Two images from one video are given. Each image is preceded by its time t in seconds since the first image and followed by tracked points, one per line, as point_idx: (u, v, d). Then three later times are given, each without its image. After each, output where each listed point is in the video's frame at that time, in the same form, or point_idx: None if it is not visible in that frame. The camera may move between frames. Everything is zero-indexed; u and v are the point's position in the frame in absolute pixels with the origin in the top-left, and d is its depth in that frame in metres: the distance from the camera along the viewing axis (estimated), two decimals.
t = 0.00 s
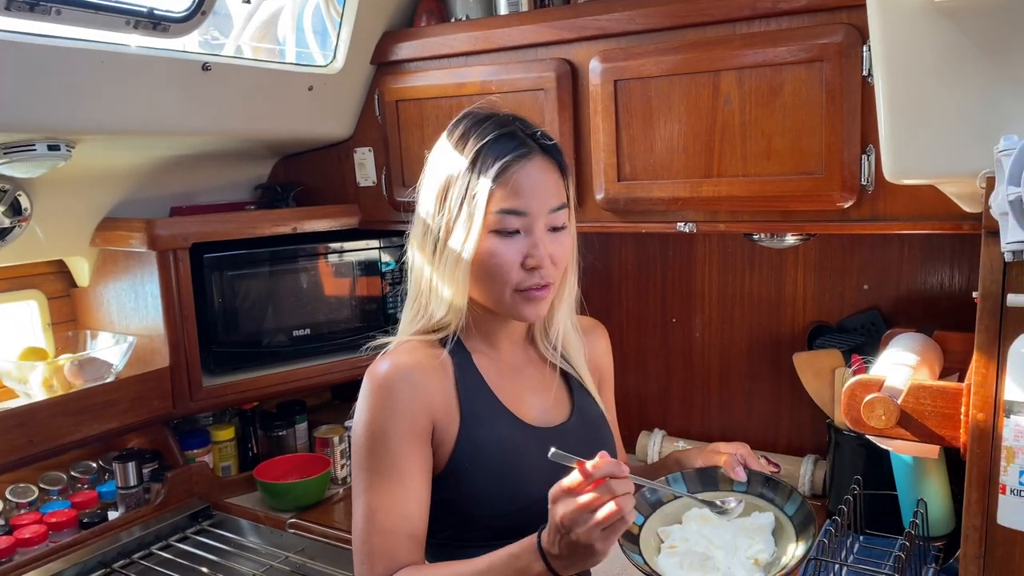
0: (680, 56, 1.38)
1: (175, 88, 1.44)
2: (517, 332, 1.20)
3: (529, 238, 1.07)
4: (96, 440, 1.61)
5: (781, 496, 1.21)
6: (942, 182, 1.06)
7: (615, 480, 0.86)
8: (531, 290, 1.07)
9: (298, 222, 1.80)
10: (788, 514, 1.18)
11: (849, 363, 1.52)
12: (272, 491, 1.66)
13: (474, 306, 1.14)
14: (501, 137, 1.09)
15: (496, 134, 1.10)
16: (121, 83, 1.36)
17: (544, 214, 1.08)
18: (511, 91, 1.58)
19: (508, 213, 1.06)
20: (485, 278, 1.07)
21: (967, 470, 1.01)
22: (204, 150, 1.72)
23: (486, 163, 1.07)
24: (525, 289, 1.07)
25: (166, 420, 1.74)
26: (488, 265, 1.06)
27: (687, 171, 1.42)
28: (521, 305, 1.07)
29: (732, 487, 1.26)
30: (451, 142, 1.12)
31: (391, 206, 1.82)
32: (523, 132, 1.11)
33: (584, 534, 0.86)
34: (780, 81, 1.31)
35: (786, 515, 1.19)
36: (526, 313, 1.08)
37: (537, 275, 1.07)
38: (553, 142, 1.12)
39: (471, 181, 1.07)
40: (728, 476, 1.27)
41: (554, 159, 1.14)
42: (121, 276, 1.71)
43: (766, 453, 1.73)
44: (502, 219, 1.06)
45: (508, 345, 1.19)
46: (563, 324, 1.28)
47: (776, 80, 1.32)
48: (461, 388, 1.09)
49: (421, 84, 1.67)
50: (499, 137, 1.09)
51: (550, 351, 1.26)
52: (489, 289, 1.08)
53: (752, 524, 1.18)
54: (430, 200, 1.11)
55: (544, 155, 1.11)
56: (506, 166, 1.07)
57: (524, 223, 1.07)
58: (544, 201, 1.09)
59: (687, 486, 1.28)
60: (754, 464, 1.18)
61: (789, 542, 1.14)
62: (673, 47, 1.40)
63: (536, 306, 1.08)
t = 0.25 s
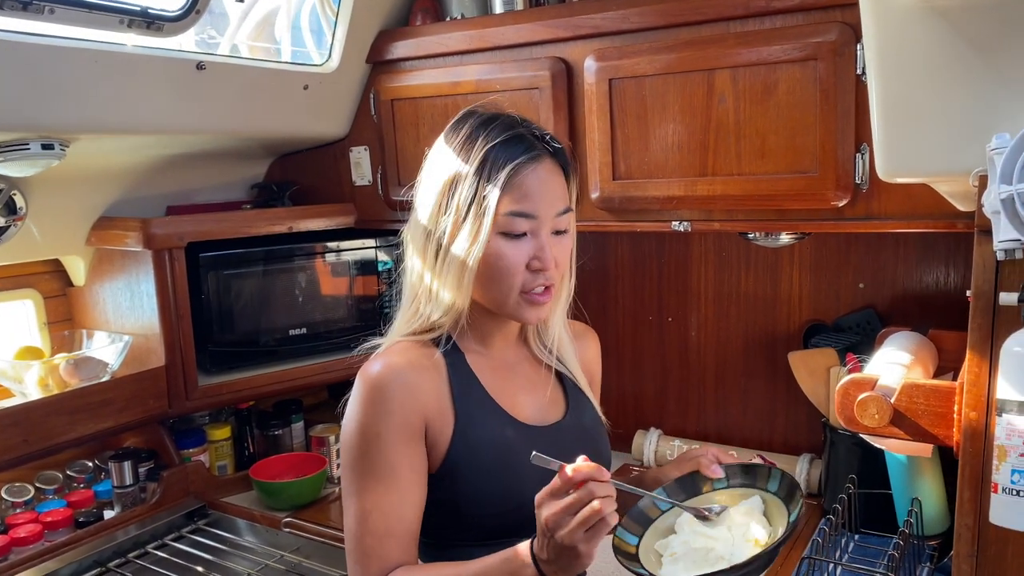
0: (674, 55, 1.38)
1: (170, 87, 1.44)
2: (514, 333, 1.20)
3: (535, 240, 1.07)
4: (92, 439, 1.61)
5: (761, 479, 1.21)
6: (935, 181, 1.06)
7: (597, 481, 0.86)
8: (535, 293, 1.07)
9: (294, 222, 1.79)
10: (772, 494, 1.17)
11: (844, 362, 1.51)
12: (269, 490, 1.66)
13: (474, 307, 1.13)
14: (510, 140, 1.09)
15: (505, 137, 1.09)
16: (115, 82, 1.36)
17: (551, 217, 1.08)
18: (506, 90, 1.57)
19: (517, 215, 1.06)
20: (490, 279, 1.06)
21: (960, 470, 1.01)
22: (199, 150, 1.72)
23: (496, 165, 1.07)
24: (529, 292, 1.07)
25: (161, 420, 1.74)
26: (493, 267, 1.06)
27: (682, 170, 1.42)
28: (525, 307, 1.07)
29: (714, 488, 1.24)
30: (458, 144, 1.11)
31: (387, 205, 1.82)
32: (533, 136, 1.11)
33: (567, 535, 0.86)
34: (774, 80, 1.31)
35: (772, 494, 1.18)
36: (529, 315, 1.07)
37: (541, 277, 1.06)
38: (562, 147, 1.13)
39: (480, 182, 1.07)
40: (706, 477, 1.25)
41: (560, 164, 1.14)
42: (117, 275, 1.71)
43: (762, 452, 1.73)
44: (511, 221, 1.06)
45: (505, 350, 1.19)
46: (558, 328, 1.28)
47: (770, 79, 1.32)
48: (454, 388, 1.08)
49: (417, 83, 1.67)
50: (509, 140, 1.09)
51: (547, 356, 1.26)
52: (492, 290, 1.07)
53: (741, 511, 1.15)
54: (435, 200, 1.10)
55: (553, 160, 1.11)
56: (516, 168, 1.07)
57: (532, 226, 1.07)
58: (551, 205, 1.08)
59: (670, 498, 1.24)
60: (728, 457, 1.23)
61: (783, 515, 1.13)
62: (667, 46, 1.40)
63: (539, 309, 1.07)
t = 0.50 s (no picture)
0: (671, 56, 1.39)
1: (169, 88, 1.45)
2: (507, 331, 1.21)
3: (531, 242, 1.08)
4: (91, 439, 1.62)
5: (756, 494, 1.28)
6: (931, 183, 1.07)
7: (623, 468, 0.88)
8: (529, 294, 1.09)
9: (292, 223, 1.80)
10: (766, 510, 1.25)
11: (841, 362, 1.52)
12: (268, 490, 1.66)
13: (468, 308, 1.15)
14: (509, 140, 1.10)
15: (504, 137, 1.10)
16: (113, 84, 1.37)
17: (546, 218, 1.10)
18: (504, 91, 1.58)
19: (515, 216, 1.07)
20: (488, 280, 1.08)
21: (955, 470, 1.02)
22: (198, 151, 1.72)
23: (496, 167, 1.08)
24: (523, 293, 1.09)
25: (161, 420, 1.75)
26: (491, 268, 1.07)
27: (679, 172, 1.42)
28: (520, 308, 1.08)
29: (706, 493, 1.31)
30: (455, 142, 1.11)
31: (385, 206, 1.82)
32: (531, 136, 1.12)
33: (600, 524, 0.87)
34: (771, 81, 1.32)
35: (766, 510, 1.25)
36: (523, 316, 1.09)
37: (536, 278, 1.09)
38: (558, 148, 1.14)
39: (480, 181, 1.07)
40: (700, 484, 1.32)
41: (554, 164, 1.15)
42: (116, 276, 1.72)
43: (759, 452, 1.74)
44: (509, 222, 1.07)
45: (496, 345, 1.20)
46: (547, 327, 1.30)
47: (767, 80, 1.32)
48: (450, 389, 1.09)
49: (415, 85, 1.68)
50: (508, 141, 1.09)
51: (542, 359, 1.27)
52: (488, 291, 1.09)
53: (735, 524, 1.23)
54: (431, 198, 1.10)
55: (549, 160, 1.13)
56: (515, 170, 1.08)
57: (529, 227, 1.08)
58: (547, 206, 1.10)
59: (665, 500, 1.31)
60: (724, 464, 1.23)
61: (775, 537, 1.21)
62: (664, 48, 1.40)
63: (531, 311, 1.10)
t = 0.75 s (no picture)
0: (672, 60, 1.39)
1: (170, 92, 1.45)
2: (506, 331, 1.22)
3: (521, 236, 1.09)
4: (92, 443, 1.61)
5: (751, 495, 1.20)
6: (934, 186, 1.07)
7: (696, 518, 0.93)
8: (525, 289, 1.10)
9: (293, 226, 1.80)
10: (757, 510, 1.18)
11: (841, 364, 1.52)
12: (268, 493, 1.66)
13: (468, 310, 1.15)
14: (491, 137, 1.11)
15: (485, 134, 1.11)
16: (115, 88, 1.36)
17: (534, 211, 1.11)
18: (505, 95, 1.58)
19: (502, 209, 1.08)
20: (481, 277, 1.08)
21: (957, 474, 1.02)
22: (199, 154, 1.73)
23: (480, 163, 1.08)
24: (518, 289, 1.09)
25: (162, 424, 1.75)
26: (483, 264, 1.08)
27: (680, 175, 1.42)
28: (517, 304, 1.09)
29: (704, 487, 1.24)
30: (438, 144, 1.12)
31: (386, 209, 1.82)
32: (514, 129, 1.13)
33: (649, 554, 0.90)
34: (772, 84, 1.32)
35: (756, 514, 1.18)
36: (520, 312, 1.10)
37: (529, 273, 1.09)
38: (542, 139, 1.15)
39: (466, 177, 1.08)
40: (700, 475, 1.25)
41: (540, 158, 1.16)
42: (117, 280, 1.72)
43: (760, 454, 1.74)
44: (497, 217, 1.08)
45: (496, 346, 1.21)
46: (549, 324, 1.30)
47: (768, 83, 1.32)
48: (455, 392, 1.09)
49: (415, 88, 1.68)
50: (490, 137, 1.10)
51: (541, 355, 1.27)
52: (483, 289, 1.09)
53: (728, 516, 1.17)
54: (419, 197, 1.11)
55: (534, 153, 1.14)
56: (499, 164, 1.09)
57: (518, 220, 1.09)
58: (534, 199, 1.11)
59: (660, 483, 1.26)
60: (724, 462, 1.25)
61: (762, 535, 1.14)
62: (664, 52, 1.41)
63: (528, 306, 1.10)
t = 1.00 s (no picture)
0: (677, 62, 1.40)
1: (176, 94, 1.45)
2: (511, 331, 1.22)
3: (498, 224, 1.10)
4: (97, 445, 1.61)
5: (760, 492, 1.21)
6: (938, 186, 1.08)
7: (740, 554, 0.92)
8: (510, 277, 1.10)
9: (297, 228, 1.80)
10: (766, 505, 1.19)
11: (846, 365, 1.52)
12: (272, 495, 1.66)
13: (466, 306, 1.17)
14: (465, 132, 1.14)
15: (460, 132, 1.15)
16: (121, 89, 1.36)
17: (512, 198, 1.12)
18: (510, 97, 1.58)
19: (473, 199, 1.11)
20: (464, 268, 1.11)
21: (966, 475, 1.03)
22: (203, 156, 1.72)
23: (452, 157, 1.13)
24: (500, 277, 1.11)
25: (166, 426, 1.74)
26: (463, 255, 1.10)
27: (686, 176, 1.43)
28: (501, 293, 1.11)
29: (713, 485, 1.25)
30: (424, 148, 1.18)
31: (390, 211, 1.82)
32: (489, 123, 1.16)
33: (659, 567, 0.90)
34: (777, 86, 1.32)
35: (767, 506, 1.18)
36: (510, 301, 1.11)
37: (510, 260, 1.10)
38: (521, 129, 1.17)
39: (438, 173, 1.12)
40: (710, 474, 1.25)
41: (524, 147, 1.17)
42: (121, 282, 1.71)
43: (764, 455, 1.74)
44: (470, 207, 1.11)
45: (502, 349, 1.21)
46: (561, 312, 1.32)
47: (773, 85, 1.33)
48: (465, 396, 1.09)
49: (420, 90, 1.68)
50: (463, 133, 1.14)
51: (552, 348, 1.30)
52: (470, 281, 1.12)
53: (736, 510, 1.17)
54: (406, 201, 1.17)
55: (511, 142, 1.16)
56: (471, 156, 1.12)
57: (494, 209, 1.11)
58: (512, 186, 1.12)
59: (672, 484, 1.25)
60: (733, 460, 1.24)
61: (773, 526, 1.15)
62: (669, 54, 1.41)
63: (513, 293, 1.11)
